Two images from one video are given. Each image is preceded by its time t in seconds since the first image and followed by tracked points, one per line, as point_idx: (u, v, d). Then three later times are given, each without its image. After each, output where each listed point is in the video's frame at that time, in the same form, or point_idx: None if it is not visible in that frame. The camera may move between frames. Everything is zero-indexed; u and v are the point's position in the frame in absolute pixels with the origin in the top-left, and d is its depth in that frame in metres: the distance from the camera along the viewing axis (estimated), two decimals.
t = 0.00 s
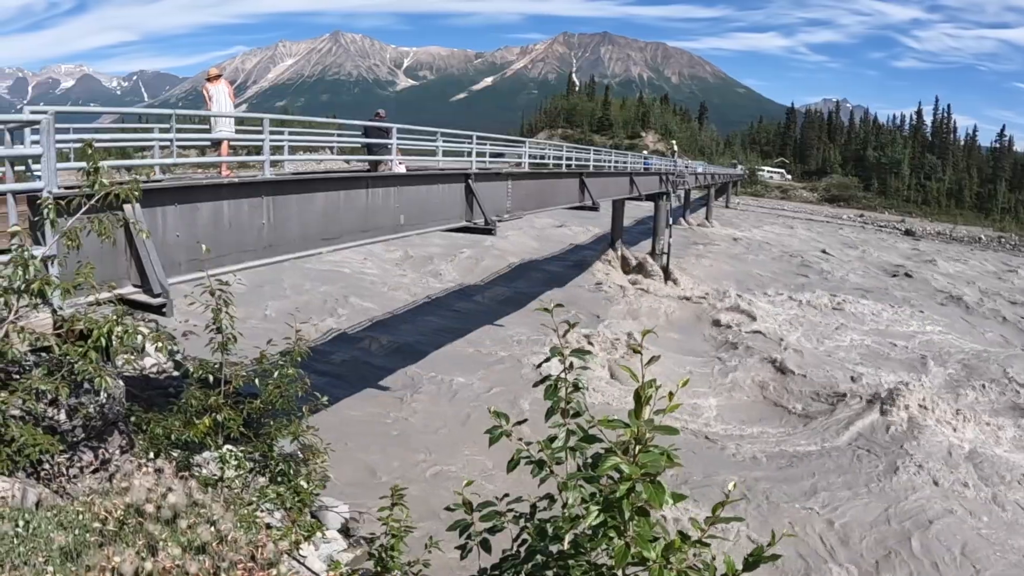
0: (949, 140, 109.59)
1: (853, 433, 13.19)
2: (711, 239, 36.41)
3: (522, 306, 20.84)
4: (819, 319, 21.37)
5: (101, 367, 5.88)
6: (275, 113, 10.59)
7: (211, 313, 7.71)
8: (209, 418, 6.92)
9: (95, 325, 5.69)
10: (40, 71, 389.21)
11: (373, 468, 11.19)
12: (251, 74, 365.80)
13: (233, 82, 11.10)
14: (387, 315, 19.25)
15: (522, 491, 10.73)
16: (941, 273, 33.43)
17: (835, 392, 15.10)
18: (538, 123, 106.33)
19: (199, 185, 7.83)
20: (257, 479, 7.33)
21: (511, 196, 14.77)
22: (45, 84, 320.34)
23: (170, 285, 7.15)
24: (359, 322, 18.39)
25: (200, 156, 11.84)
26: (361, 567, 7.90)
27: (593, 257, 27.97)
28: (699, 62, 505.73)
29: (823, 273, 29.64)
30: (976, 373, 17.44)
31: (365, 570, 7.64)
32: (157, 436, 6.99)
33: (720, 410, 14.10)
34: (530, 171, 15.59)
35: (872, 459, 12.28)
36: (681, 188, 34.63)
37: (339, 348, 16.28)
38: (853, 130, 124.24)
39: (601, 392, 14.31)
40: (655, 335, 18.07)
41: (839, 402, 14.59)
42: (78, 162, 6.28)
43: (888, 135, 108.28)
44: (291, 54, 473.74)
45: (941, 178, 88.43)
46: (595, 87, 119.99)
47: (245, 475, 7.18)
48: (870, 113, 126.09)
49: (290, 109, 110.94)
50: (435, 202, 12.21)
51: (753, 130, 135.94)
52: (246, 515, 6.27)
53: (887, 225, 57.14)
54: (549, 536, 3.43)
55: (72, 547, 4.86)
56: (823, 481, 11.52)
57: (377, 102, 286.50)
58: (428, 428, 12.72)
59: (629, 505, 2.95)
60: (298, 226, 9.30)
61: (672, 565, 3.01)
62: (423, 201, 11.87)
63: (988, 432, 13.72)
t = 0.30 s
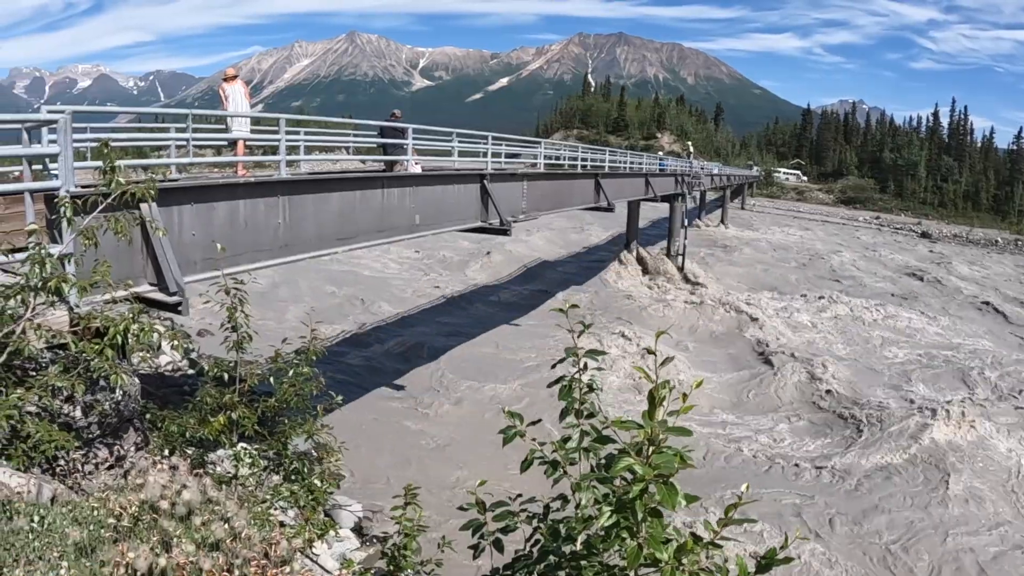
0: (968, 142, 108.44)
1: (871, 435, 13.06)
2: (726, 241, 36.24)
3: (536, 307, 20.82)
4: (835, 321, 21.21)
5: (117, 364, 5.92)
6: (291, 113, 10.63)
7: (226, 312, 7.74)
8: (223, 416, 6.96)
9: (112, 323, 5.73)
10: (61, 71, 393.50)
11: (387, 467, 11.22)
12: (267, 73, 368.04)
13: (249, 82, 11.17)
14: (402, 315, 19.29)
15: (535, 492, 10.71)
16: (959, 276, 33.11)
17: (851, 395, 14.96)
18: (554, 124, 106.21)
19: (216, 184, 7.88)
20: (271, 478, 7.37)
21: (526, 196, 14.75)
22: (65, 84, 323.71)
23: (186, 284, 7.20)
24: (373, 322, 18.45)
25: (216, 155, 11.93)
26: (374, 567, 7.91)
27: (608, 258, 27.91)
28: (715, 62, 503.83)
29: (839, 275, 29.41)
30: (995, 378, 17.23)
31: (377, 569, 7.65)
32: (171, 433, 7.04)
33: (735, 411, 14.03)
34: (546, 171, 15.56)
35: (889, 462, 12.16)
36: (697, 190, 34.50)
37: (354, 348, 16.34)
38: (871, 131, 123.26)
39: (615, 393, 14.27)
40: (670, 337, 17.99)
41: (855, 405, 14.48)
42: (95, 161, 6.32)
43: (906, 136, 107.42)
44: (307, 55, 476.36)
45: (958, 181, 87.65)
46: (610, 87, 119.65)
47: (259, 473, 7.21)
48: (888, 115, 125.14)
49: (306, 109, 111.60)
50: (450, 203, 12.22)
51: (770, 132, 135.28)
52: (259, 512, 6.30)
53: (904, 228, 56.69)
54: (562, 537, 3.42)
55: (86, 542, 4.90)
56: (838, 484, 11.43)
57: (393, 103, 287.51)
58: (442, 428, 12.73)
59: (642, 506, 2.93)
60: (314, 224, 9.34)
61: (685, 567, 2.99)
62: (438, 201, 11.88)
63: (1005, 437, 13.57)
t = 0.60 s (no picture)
0: (984, 143, 107.40)
1: (883, 438, 12.99)
2: (740, 243, 36.08)
3: (548, 308, 20.80)
4: (849, 324, 21.06)
5: (131, 362, 5.97)
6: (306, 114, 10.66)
7: (240, 311, 7.76)
8: (237, 415, 6.99)
9: (127, 321, 5.78)
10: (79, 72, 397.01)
11: (399, 467, 11.24)
12: (282, 74, 369.51)
13: (265, 83, 11.21)
14: (414, 315, 19.32)
15: (548, 493, 10.70)
16: (975, 279, 32.84)
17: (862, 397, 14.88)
18: (566, 124, 106.09)
19: (229, 184, 7.92)
20: (284, 477, 7.40)
21: (540, 197, 14.74)
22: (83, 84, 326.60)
23: (200, 283, 7.24)
24: (386, 322, 18.49)
25: (230, 155, 11.98)
26: (385, 566, 7.92)
27: (621, 260, 27.84)
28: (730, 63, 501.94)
29: (854, 278, 29.22)
30: (1011, 381, 17.06)
31: (389, 569, 7.65)
32: (184, 431, 7.08)
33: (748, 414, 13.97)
34: (559, 172, 15.54)
35: (903, 466, 12.07)
36: (711, 191, 34.38)
37: (367, 348, 16.38)
38: (885, 133, 122.27)
39: (628, 395, 14.23)
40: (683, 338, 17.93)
41: (868, 407, 14.37)
42: (109, 161, 6.35)
43: (921, 138, 106.65)
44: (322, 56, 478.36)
45: (973, 183, 86.98)
46: (623, 88, 119.30)
47: (272, 472, 7.24)
48: (903, 117, 124.32)
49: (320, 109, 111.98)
50: (463, 203, 12.22)
51: (783, 133, 134.68)
52: (272, 511, 6.32)
53: (918, 230, 56.32)
54: (574, 537, 3.41)
55: (99, 539, 4.93)
56: (851, 487, 11.33)
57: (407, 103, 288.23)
58: (454, 428, 12.73)
59: (655, 508, 2.92)
60: (327, 224, 9.37)
61: (697, 570, 2.97)
62: (452, 201, 11.89)
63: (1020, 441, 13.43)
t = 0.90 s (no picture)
0: (996, 146, 106.64)
1: (896, 441, 12.89)
2: (750, 245, 35.96)
3: (558, 309, 20.76)
4: (860, 327, 20.95)
5: (141, 360, 5.98)
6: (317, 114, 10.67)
7: (251, 310, 7.77)
8: (246, 414, 7.00)
9: (137, 320, 5.79)
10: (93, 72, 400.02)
11: (408, 467, 11.24)
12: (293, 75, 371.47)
13: (277, 82, 11.24)
14: (424, 316, 19.33)
15: (556, 494, 10.68)
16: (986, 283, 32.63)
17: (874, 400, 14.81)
18: (577, 125, 105.97)
19: (240, 184, 7.94)
20: (293, 476, 7.41)
21: (550, 199, 14.72)
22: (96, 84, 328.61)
23: (210, 282, 7.25)
24: (396, 322, 18.50)
25: (242, 155, 12.01)
26: (393, 566, 7.91)
27: (630, 262, 27.79)
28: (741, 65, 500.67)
29: (865, 281, 29.07)
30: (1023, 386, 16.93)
31: (397, 568, 7.65)
32: (193, 429, 7.09)
33: (758, 416, 13.90)
34: (570, 174, 15.52)
35: (915, 469, 11.97)
36: (721, 193, 34.28)
37: (377, 348, 16.40)
38: (897, 135, 121.71)
39: (638, 396, 14.19)
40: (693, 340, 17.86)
41: (881, 411, 14.28)
42: (122, 159, 6.36)
43: (933, 141, 106.08)
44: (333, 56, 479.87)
45: (985, 187, 86.49)
46: (634, 90, 119.06)
47: (280, 471, 7.24)
48: (914, 120, 123.85)
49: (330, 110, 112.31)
50: (474, 204, 12.21)
51: (794, 135, 134.25)
52: (280, 510, 6.32)
53: (930, 234, 56.04)
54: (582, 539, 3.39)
55: (108, 535, 4.94)
56: (861, 491, 11.24)
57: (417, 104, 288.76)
58: (463, 428, 12.71)
59: (664, 510, 2.90)
60: (338, 224, 9.38)
61: (705, 573, 2.95)
62: (462, 202, 11.89)
63: None
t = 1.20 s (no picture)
0: (998, 147, 106.53)
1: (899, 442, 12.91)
2: (751, 246, 35.93)
3: (560, 310, 20.76)
4: (861, 328, 20.95)
5: (142, 360, 5.98)
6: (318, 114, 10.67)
7: (252, 310, 7.77)
8: (247, 414, 6.99)
9: (138, 320, 5.79)
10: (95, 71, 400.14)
11: (408, 467, 11.24)
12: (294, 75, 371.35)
13: (279, 82, 11.23)
14: (425, 316, 19.33)
15: (557, 495, 10.69)
16: (988, 284, 32.63)
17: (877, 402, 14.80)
18: (578, 126, 105.84)
19: (242, 184, 7.95)
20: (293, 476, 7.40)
21: (552, 199, 14.71)
22: (97, 84, 328.80)
23: (211, 282, 7.25)
24: (397, 322, 18.51)
25: (243, 155, 12.01)
26: (393, 566, 7.92)
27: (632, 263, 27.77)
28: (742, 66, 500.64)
29: (866, 282, 29.08)
30: None
31: (397, 569, 7.65)
32: (194, 429, 7.09)
33: (759, 417, 13.90)
34: (571, 174, 15.52)
35: (916, 470, 11.98)
36: (722, 194, 34.28)
37: (377, 348, 16.39)
38: (898, 136, 121.67)
39: (638, 397, 14.20)
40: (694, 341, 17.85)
41: (883, 413, 14.28)
42: (123, 160, 6.35)
43: (934, 142, 106.03)
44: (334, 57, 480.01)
45: (986, 188, 86.47)
46: (636, 90, 119.03)
47: (281, 471, 7.23)
48: (915, 121, 123.79)
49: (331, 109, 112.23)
50: (476, 204, 12.21)
51: (795, 136, 134.17)
52: (281, 510, 6.32)
53: (930, 234, 56.01)
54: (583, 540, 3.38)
55: (109, 535, 4.95)
56: (861, 492, 11.23)
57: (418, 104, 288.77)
58: (464, 429, 12.70)
59: (665, 511, 2.89)
60: (340, 224, 9.38)
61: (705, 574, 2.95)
62: (464, 202, 11.89)
63: None
